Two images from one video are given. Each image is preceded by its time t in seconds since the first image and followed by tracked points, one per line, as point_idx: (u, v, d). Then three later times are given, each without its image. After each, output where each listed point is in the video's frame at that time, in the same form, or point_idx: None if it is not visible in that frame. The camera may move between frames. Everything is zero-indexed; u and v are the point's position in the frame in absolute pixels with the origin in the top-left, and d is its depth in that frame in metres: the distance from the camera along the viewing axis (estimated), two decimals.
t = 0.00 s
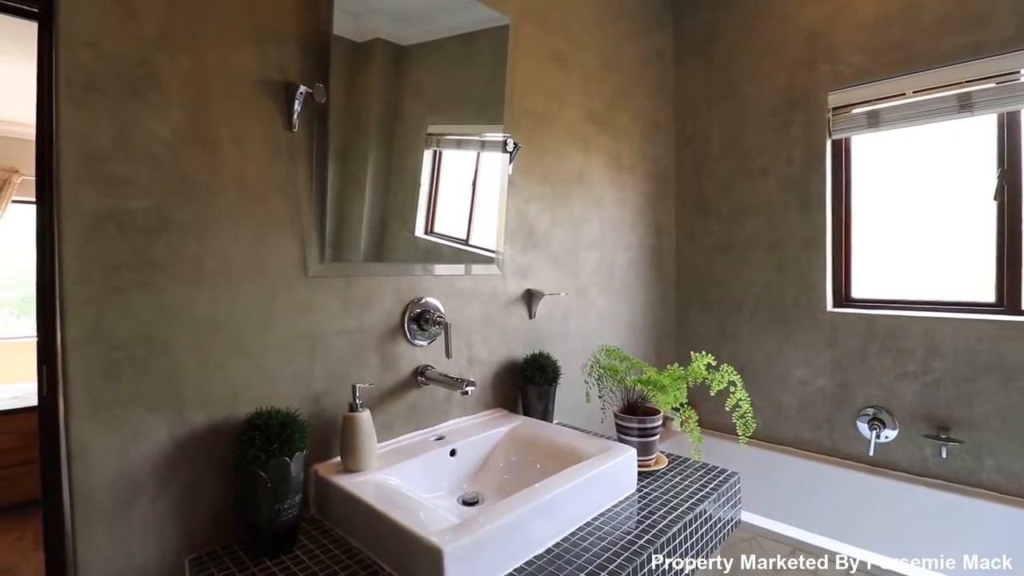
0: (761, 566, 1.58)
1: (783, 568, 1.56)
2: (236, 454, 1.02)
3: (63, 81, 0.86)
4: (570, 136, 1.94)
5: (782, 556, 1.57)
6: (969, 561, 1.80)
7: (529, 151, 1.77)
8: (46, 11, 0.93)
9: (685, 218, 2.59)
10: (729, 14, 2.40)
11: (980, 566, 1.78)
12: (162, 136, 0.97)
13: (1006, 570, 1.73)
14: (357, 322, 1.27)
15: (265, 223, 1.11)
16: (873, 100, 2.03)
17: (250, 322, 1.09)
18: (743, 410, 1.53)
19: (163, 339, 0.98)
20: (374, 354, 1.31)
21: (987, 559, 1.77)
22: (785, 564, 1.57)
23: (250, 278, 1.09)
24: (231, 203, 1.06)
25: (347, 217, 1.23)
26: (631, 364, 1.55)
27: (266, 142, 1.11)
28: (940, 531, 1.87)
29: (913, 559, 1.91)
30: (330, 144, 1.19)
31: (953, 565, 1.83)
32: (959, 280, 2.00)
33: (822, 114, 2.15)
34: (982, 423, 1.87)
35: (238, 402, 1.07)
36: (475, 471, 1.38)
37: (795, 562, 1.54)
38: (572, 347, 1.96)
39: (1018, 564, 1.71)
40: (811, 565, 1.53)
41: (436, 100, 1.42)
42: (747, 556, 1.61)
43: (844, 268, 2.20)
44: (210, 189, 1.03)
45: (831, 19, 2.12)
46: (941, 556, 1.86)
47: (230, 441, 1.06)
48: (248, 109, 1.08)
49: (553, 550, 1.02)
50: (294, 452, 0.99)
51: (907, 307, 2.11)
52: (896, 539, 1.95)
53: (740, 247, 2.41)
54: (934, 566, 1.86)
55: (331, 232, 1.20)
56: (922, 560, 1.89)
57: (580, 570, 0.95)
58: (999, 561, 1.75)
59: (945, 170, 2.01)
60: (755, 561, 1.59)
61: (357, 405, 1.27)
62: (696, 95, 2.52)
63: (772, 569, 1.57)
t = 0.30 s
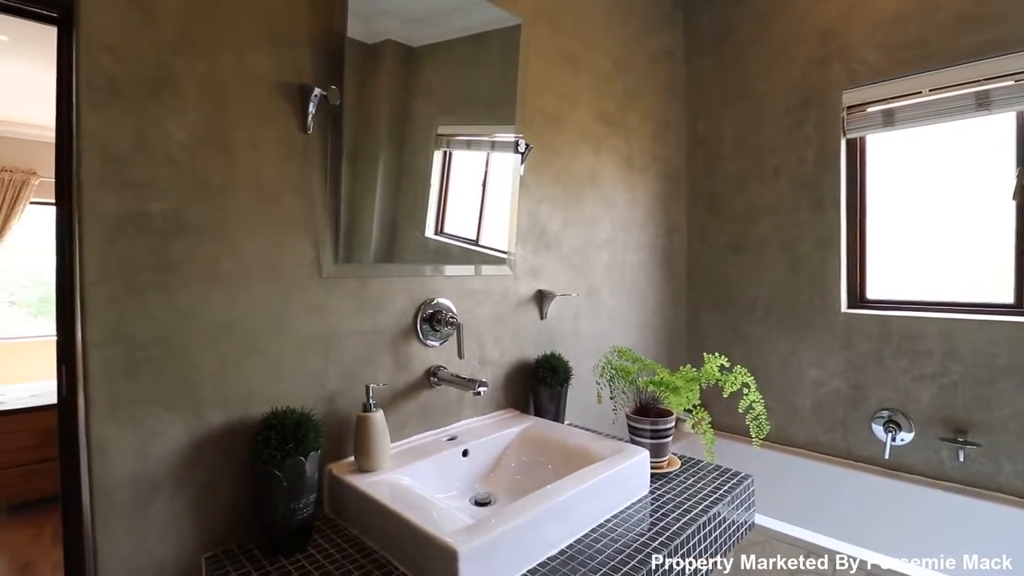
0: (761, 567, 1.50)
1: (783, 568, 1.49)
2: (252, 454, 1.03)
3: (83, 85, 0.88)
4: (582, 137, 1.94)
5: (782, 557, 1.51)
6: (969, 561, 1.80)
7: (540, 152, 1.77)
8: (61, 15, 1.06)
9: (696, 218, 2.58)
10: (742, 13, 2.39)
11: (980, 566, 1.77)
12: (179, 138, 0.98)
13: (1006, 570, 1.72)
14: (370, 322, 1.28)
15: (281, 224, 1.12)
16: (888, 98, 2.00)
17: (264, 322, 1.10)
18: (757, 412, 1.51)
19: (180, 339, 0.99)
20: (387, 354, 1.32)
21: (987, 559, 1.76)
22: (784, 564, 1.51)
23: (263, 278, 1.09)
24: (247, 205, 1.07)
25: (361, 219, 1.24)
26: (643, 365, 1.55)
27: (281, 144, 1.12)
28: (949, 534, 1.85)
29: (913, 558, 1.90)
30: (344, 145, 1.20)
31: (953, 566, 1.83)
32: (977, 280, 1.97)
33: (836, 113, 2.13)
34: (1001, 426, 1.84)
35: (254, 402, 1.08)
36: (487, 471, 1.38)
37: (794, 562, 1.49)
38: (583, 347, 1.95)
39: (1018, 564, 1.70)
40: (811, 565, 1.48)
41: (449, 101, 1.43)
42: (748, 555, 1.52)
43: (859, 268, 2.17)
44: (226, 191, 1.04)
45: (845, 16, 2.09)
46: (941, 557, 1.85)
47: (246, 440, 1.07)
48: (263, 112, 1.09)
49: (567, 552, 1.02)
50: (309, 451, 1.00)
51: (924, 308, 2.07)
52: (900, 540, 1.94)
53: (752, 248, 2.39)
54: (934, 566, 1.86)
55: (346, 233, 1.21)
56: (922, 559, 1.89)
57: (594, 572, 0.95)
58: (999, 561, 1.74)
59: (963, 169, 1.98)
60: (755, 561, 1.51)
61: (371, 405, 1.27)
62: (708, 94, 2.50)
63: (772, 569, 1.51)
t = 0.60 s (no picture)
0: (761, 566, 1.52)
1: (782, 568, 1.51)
2: (268, 453, 1.04)
3: (104, 89, 0.89)
4: (594, 137, 1.94)
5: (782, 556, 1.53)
6: (969, 561, 1.79)
7: (552, 152, 1.77)
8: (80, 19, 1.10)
9: (708, 218, 2.56)
10: (754, 12, 2.37)
11: (979, 566, 1.77)
12: (197, 141, 0.99)
13: (1006, 570, 1.72)
14: (384, 322, 1.29)
15: (297, 225, 1.13)
16: (903, 97, 1.97)
17: (280, 322, 1.11)
18: (772, 415, 1.49)
19: (198, 339, 1.00)
20: (400, 354, 1.32)
21: (987, 559, 1.76)
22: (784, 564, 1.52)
23: (279, 278, 1.10)
24: (263, 207, 1.08)
25: (375, 219, 1.25)
26: (655, 366, 1.54)
27: (297, 146, 1.13)
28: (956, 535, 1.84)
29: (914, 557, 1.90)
30: (359, 146, 1.20)
31: (953, 566, 1.82)
32: (996, 281, 1.93)
33: (851, 111, 2.10)
34: (1021, 430, 1.81)
35: (270, 401, 1.09)
36: (499, 472, 1.38)
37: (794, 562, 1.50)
38: (594, 348, 1.95)
39: (1018, 564, 1.70)
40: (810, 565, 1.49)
41: (461, 102, 1.43)
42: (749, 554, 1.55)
43: (875, 269, 2.14)
44: (243, 192, 1.05)
45: (861, 14, 2.07)
46: (941, 557, 1.85)
47: (262, 439, 1.08)
48: (279, 114, 1.10)
49: (581, 553, 1.02)
50: (324, 451, 1.01)
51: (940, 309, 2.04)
52: (904, 540, 1.93)
53: (766, 248, 2.37)
54: (934, 566, 1.85)
55: (360, 233, 1.22)
56: (922, 560, 1.89)
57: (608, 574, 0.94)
58: (999, 561, 1.74)
59: (982, 168, 1.94)
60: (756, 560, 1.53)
61: (385, 405, 1.28)
62: (720, 93, 2.48)
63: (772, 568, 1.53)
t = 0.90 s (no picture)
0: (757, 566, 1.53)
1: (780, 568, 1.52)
2: (284, 452, 1.05)
3: (124, 91, 0.90)
4: (605, 136, 1.93)
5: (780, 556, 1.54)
6: (969, 561, 1.79)
7: (564, 152, 1.77)
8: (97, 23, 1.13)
9: (721, 217, 2.54)
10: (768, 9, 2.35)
11: (980, 566, 1.76)
12: (214, 142, 1.00)
13: (1006, 570, 1.71)
14: (397, 322, 1.29)
15: (312, 225, 1.14)
16: (920, 94, 1.94)
17: (295, 322, 1.11)
18: (787, 417, 1.47)
19: (215, 339, 1.01)
20: (413, 354, 1.33)
21: (987, 559, 1.76)
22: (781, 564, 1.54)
23: (293, 278, 1.11)
24: (278, 208, 1.09)
25: (388, 220, 1.25)
26: (668, 367, 1.53)
27: (312, 147, 1.13)
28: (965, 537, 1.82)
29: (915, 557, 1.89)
30: (373, 147, 1.21)
31: (953, 566, 1.81)
32: (1016, 281, 1.89)
33: (867, 109, 2.08)
34: None
35: (286, 400, 1.10)
36: (512, 472, 1.38)
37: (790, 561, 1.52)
38: (606, 349, 1.94)
39: (1019, 564, 1.70)
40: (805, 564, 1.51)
41: (472, 102, 1.43)
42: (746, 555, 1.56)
43: (890, 269, 2.11)
44: (259, 193, 1.06)
45: (876, 10, 2.04)
46: (941, 557, 1.84)
47: (278, 438, 1.09)
48: (295, 115, 1.11)
49: (595, 554, 1.01)
50: (339, 450, 1.01)
51: (958, 309, 2.01)
52: (908, 541, 1.92)
53: (780, 248, 2.35)
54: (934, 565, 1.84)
55: (373, 234, 1.23)
56: (922, 560, 1.88)
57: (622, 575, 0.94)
58: (999, 561, 1.73)
59: (1002, 166, 1.91)
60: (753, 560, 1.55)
61: (398, 404, 1.29)
62: (733, 92, 2.47)
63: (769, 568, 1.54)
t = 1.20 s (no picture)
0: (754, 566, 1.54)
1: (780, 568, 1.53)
2: (299, 450, 1.05)
3: (143, 93, 0.91)
4: (617, 136, 1.92)
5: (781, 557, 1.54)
6: (969, 561, 1.80)
7: (575, 151, 1.76)
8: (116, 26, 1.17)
9: (733, 217, 2.52)
10: (781, 6, 2.33)
11: (980, 566, 1.77)
12: (231, 143, 1.01)
13: (1006, 570, 1.72)
14: (409, 321, 1.30)
15: (326, 225, 1.15)
16: (937, 91, 1.91)
17: (310, 321, 1.12)
18: (802, 418, 1.45)
19: (231, 338, 1.02)
20: (426, 354, 1.33)
21: (987, 559, 1.77)
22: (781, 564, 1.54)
23: (308, 278, 1.12)
24: (293, 208, 1.10)
25: (400, 220, 1.26)
26: (681, 367, 1.52)
27: (326, 147, 1.14)
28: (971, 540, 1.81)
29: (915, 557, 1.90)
30: (386, 148, 1.22)
31: (953, 565, 1.83)
32: None
33: (883, 107, 2.05)
34: None
35: (301, 399, 1.11)
36: (524, 472, 1.38)
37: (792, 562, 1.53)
38: (618, 349, 1.93)
39: (1018, 564, 1.71)
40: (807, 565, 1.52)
41: (484, 102, 1.44)
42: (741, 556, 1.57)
43: (906, 269, 2.08)
44: (274, 193, 1.07)
45: (892, 6, 2.01)
46: (941, 557, 1.85)
47: (292, 437, 1.10)
48: (309, 116, 1.12)
49: (608, 555, 1.01)
50: (353, 448, 1.02)
51: (976, 310, 1.97)
52: (910, 541, 1.92)
53: (793, 247, 2.33)
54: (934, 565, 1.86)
55: (386, 233, 1.23)
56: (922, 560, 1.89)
57: None
58: (999, 561, 1.74)
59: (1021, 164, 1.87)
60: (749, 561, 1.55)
61: (411, 403, 1.29)
62: (746, 90, 2.45)
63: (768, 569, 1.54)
